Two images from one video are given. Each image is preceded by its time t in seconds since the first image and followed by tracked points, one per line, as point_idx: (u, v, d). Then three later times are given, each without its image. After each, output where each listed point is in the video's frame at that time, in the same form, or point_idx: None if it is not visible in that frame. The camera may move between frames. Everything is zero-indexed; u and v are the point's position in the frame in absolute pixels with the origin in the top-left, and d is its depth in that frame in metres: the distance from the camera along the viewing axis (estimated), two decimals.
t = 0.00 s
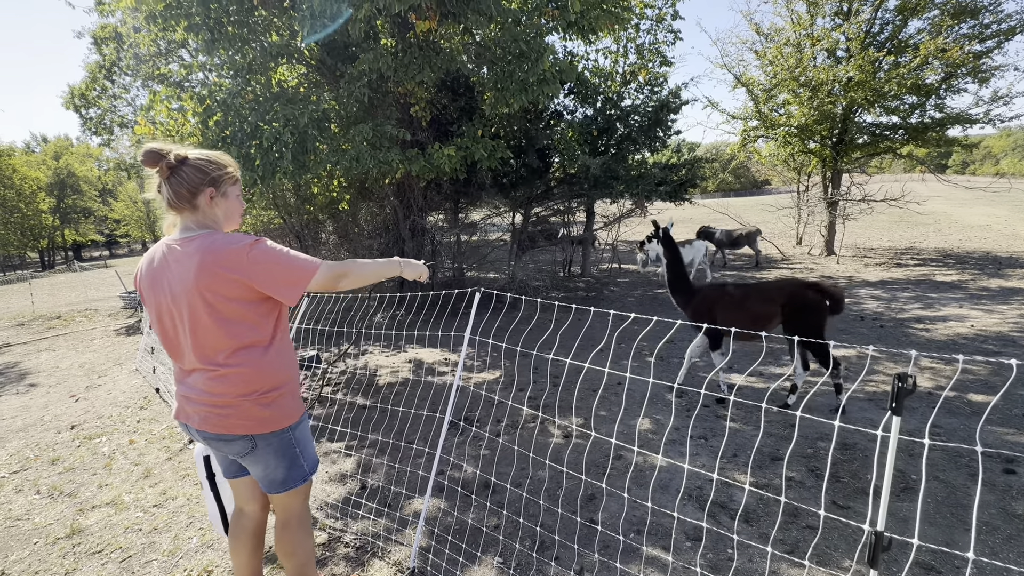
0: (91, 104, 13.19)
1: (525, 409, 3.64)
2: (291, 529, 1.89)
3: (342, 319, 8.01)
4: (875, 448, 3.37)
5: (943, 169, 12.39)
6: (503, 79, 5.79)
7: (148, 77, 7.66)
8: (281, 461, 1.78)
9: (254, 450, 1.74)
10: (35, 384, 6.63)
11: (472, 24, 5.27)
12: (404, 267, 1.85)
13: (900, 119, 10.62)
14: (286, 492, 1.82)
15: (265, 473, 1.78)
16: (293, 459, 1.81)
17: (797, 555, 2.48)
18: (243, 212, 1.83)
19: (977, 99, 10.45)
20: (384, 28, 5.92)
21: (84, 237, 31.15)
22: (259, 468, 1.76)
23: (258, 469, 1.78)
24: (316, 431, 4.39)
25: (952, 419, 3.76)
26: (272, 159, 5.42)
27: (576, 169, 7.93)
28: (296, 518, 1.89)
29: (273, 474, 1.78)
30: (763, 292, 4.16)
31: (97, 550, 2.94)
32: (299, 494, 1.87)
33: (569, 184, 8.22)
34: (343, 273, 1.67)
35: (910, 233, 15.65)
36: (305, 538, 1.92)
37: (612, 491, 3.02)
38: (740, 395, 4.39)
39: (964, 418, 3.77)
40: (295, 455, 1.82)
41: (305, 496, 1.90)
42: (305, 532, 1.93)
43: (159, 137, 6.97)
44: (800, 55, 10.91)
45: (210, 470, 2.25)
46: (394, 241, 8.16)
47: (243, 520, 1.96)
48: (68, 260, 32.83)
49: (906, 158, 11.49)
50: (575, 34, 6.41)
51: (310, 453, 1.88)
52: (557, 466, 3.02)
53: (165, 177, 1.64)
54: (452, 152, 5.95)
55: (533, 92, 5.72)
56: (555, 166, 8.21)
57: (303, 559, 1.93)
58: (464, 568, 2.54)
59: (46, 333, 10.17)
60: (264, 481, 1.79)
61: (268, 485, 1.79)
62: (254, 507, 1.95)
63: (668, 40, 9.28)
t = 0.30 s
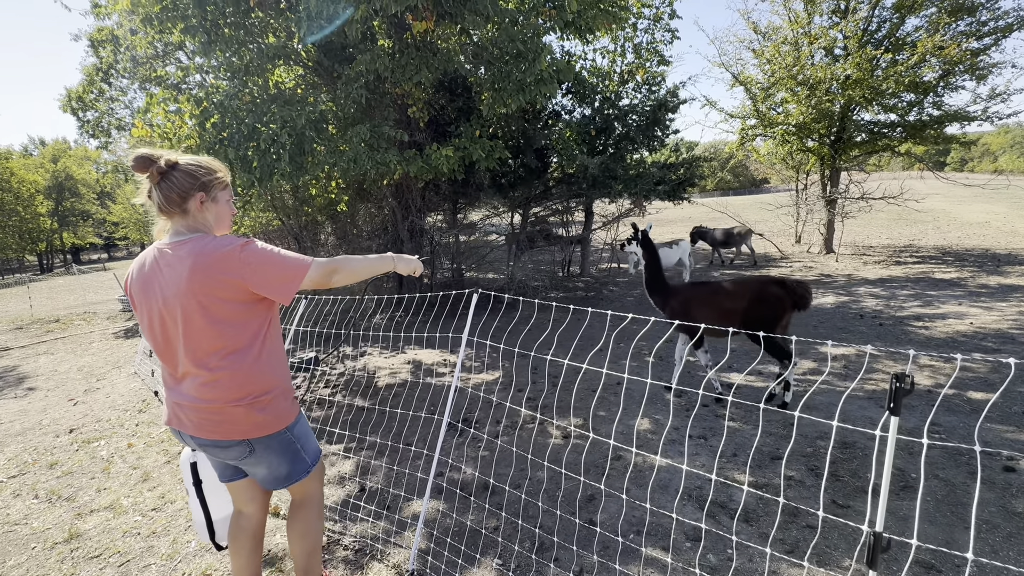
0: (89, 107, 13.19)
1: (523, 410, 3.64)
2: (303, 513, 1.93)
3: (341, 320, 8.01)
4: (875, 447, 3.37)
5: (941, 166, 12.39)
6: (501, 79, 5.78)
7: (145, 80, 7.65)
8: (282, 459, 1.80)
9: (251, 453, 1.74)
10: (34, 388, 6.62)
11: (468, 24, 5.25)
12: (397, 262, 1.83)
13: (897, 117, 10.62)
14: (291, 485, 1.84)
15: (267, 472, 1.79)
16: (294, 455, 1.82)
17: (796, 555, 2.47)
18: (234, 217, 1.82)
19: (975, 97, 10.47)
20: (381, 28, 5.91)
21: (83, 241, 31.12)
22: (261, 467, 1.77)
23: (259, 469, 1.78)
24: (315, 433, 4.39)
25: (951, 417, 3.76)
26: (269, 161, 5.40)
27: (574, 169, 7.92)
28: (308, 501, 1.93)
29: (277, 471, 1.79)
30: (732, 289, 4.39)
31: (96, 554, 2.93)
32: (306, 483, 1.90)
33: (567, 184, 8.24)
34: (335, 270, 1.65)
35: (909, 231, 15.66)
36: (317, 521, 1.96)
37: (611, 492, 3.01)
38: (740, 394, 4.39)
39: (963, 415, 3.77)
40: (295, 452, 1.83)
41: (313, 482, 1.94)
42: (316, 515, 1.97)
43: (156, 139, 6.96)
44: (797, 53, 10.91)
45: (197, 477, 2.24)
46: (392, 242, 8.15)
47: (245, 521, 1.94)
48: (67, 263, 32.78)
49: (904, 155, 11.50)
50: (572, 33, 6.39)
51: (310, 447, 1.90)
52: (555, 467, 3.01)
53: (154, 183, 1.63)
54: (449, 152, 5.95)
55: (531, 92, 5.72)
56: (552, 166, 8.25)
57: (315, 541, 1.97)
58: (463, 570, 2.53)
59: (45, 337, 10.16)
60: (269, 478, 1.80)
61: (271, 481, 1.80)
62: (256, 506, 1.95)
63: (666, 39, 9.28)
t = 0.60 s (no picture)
0: (87, 109, 13.18)
1: (523, 409, 3.64)
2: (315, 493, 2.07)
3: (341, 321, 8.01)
4: (874, 444, 3.38)
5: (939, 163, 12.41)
6: (499, 79, 5.78)
7: (143, 81, 7.64)
8: (290, 453, 1.84)
9: (260, 449, 1.76)
10: (33, 390, 6.62)
11: (466, 24, 5.24)
12: (397, 256, 1.82)
13: (895, 115, 10.64)
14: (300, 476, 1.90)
15: (274, 467, 1.82)
16: (301, 449, 1.86)
17: (797, 553, 2.47)
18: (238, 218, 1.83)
19: (973, 94, 10.48)
20: (378, 28, 5.90)
21: (81, 243, 31.09)
22: (269, 462, 1.80)
23: (267, 465, 1.81)
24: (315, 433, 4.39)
25: (950, 414, 3.77)
26: (267, 162, 5.39)
27: (573, 169, 7.93)
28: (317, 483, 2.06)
29: (285, 465, 1.83)
30: (705, 289, 4.53)
31: (95, 556, 2.93)
32: (313, 471, 1.98)
33: (566, 183, 8.27)
34: (339, 268, 1.66)
35: (907, 228, 15.68)
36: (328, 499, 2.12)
37: (610, 491, 3.01)
38: (739, 392, 4.40)
39: (962, 412, 3.78)
40: (301, 446, 1.87)
41: (319, 468, 2.05)
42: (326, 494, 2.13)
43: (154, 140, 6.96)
44: (795, 52, 10.91)
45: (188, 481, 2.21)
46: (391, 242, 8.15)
47: (251, 520, 1.95)
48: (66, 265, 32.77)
49: (902, 153, 11.52)
50: (569, 32, 6.38)
51: (314, 439, 1.95)
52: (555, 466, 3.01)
53: (161, 184, 1.63)
54: (448, 152, 5.95)
55: (529, 92, 5.72)
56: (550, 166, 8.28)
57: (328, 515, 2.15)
58: (463, 570, 2.53)
59: (44, 339, 10.15)
60: (277, 473, 1.83)
61: (279, 475, 1.84)
62: (260, 503, 1.96)
63: (664, 38, 9.27)
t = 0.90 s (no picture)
0: (85, 108, 13.17)
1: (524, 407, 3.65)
2: (321, 489, 2.07)
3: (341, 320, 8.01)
4: (874, 441, 3.38)
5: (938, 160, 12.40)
6: (498, 77, 5.77)
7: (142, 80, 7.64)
8: (305, 447, 1.86)
9: (279, 441, 1.79)
10: (33, 390, 6.62)
11: (464, 22, 5.23)
12: (411, 246, 1.86)
13: (894, 112, 10.65)
14: (309, 472, 1.91)
15: (287, 461, 1.84)
16: (314, 444, 1.89)
17: (798, 549, 2.48)
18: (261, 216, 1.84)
19: (972, 91, 10.49)
20: (377, 26, 5.88)
21: (81, 242, 31.07)
22: (283, 456, 1.82)
23: (281, 458, 1.83)
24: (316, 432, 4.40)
25: (950, 410, 3.78)
26: (267, 160, 5.40)
27: (572, 167, 7.91)
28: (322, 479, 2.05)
29: (297, 460, 1.85)
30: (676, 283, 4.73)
31: (97, 556, 2.93)
32: (321, 468, 1.99)
33: (565, 181, 8.29)
34: (362, 262, 1.71)
35: (906, 225, 15.69)
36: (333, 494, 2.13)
37: (612, 489, 3.02)
38: (739, 389, 4.40)
39: (962, 408, 3.79)
40: (314, 441, 1.90)
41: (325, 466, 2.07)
42: (332, 489, 2.13)
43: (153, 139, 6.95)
44: (794, 49, 10.90)
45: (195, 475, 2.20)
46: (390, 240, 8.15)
47: (256, 517, 1.95)
48: (65, 265, 32.73)
49: (901, 150, 11.52)
50: (568, 30, 6.36)
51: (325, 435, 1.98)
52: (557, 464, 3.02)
53: (189, 185, 1.65)
54: (447, 151, 5.95)
55: (528, 90, 5.72)
56: (549, 164, 8.28)
57: (335, 508, 2.17)
58: (465, 568, 2.54)
59: (44, 339, 10.15)
60: (289, 467, 1.85)
61: (290, 470, 1.85)
62: (266, 499, 1.97)
63: (663, 35, 9.26)
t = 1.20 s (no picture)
0: (83, 107, 13.15)
1: (524, 404, 3.66)
2: (329, 488, 2.14)
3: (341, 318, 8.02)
4: (874, 437, 3.39)
5: (937, 156, 12.40)
6: (496, 74, 5.76)
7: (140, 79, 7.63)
8: (326, 434, 1.99)
9: (308, 424, 1.91)
10: (33, 389, 6.63)
11: (463, 19, 5.23)
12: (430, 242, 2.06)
13: (893, 108, 10.64)
14: (323, 463, 2.01)
15: (309, 449, 1.94)
16: (332, 433, 2.01)
17: (798, 545, 2.49)
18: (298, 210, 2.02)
19: (971, 87, 10.48)
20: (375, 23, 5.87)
21: (80, 242, 31.03)
22: (306, 443, 1.92)
23: (302, 446, 1.93)
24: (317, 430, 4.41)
25: (949, 406, 3.79)
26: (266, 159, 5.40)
27: (572, 164, 7.90)
28: (331, 478, 2.13)
29: (317, 448, 1.96)
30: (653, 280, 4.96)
31: (99, 554, 2.94)
32: (331, 464, 2.08)
33: (564, 178, 8.32)
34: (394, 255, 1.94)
35: (905, 222, 15.69)
36: (340, 493, 2.20)
37: (612, 485, 3.03)
38: (739, 385, 4.41)
39: (961, 404, 3.80)
40: (331, 431, 2.02)
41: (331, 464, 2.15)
42: (339, 488, 2.20)
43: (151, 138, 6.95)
44: (793, 45, 10.88)
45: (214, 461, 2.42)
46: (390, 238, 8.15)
47: (261, 512, 1.98)
48: (64, 264, 32.73)
49: (901, 146, 11.52)
50: (567, 27, 6.33)
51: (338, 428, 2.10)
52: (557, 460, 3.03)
53: (240, 184, 1.81)
54: (446, 148, 5.94)
55: (526, 87, 5.72)
56: (549, 161, 8.28)
57: (339, 508, 2.24)
58: (467, 565, 2.54)
59: (43, 338, 10.15)
60: (308, 456, 1.95)
61: (309, 459, 1.95)
62: (270, 495, 2.01)
63: (662, 32, 9.24)
